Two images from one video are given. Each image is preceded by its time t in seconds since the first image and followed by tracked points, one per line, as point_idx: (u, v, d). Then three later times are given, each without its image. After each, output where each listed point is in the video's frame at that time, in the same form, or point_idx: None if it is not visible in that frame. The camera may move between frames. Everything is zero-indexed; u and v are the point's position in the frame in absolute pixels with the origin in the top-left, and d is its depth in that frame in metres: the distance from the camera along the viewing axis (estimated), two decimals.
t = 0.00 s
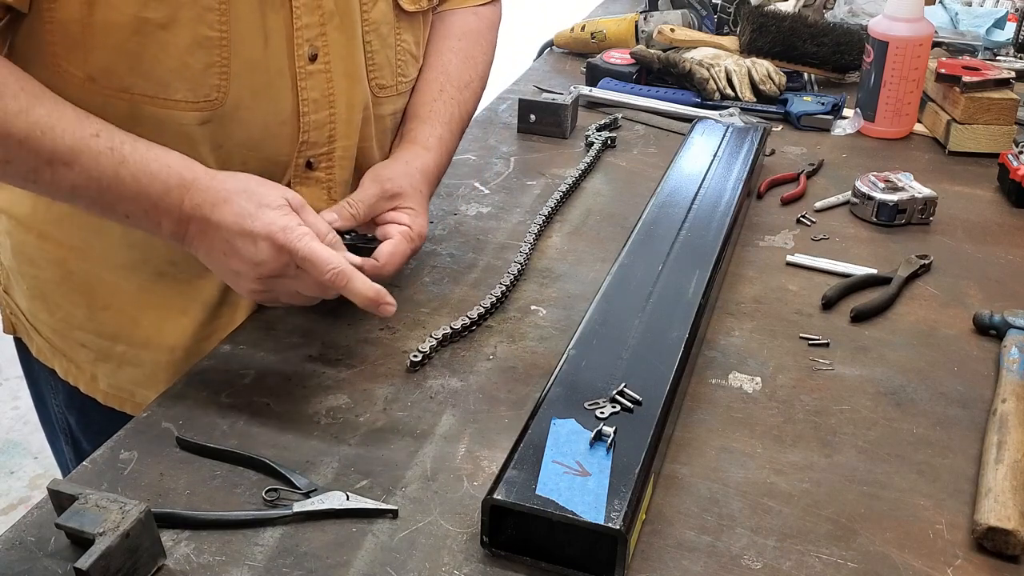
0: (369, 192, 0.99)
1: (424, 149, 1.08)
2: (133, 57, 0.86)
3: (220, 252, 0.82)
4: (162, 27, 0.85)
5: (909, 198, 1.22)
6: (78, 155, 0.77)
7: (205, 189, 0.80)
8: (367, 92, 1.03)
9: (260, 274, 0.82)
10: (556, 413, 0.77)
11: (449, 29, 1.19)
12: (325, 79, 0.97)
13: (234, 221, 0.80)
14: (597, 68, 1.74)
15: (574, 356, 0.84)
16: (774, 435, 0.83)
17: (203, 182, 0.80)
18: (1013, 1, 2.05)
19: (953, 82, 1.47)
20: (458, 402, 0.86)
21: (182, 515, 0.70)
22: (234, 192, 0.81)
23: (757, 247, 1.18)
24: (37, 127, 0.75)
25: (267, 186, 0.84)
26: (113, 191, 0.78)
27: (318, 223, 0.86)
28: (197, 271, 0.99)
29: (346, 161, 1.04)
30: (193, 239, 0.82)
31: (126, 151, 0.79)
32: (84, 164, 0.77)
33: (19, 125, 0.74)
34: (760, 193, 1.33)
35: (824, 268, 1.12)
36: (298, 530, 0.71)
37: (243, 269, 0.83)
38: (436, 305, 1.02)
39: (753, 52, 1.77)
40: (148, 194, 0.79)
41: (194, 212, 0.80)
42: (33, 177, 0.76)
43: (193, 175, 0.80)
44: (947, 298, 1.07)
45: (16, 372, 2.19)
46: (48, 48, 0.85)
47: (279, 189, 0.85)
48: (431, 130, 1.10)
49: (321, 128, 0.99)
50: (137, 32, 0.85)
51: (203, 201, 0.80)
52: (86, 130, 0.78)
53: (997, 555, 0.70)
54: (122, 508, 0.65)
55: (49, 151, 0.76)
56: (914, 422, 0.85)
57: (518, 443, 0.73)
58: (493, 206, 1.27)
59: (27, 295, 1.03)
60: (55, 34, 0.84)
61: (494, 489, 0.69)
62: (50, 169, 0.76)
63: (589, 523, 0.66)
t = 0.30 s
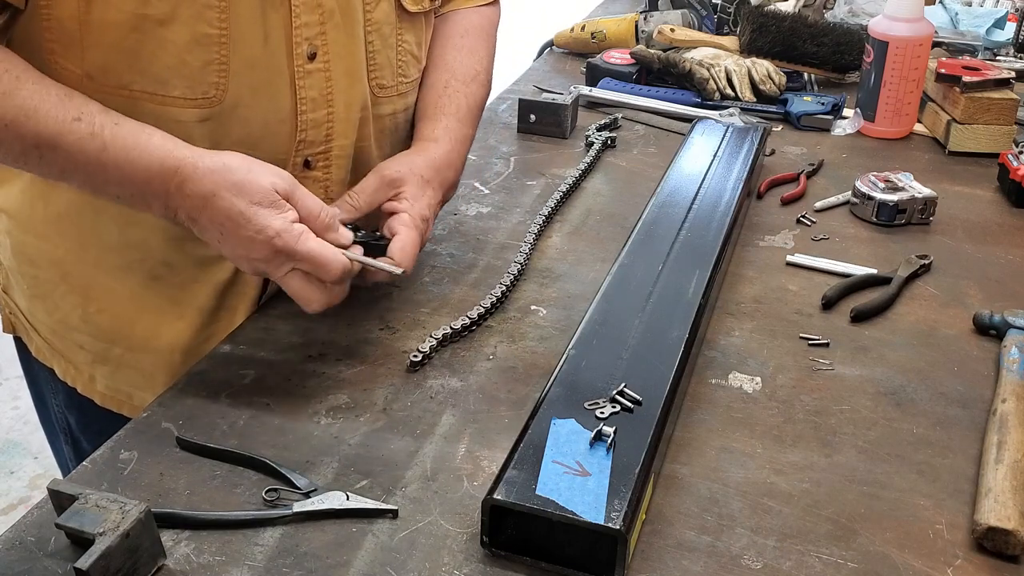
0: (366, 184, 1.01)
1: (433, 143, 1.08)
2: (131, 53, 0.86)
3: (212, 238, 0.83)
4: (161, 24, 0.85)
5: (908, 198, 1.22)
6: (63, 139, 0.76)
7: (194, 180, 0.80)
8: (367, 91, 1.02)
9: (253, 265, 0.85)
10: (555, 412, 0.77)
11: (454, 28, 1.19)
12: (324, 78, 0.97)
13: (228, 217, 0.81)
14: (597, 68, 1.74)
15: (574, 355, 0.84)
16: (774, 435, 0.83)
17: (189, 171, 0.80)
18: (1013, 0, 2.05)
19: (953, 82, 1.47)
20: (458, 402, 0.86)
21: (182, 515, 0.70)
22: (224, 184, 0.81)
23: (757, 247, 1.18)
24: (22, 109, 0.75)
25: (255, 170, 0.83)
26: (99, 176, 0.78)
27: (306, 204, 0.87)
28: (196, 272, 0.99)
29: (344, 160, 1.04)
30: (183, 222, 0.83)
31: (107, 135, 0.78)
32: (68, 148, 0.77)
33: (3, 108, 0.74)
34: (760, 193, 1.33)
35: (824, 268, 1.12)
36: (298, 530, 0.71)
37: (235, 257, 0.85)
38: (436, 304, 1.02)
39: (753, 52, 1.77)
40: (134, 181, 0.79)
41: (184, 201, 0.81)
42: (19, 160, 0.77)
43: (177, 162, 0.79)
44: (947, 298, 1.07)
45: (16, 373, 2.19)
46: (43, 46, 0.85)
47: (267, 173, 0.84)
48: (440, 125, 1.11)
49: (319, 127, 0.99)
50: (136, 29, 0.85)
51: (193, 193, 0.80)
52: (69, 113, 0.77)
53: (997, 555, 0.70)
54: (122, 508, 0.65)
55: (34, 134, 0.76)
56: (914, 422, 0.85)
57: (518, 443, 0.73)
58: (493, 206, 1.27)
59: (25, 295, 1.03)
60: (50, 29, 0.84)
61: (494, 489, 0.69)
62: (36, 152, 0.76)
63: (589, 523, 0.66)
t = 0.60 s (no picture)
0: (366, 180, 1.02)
1: (439, 138, 1.08)
2: (133, 52, 0.86)
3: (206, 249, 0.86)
4: (163, 23, 0.85)
5: (909, 198, 1.22)
6: (49, 154, 0.75)
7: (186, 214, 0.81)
8: (367, 91, 1.02)
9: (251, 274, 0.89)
10: (555, 412, 0.77)
11: (455, 27, 1.18)
12: (324, 78, 0.97)
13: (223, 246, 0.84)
14: (597, 68, 1.74)
15: (574, 355, 0.84)
16: (774, 435, 0.83)
17: (180, 204, 0.80)
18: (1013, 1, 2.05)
19: (953, 82, 1.47)
20: (459, 402, 0.86)
21: (182, 515, 0.70)
22: (216, 218, 0.82)
23: (757, 247, 1.18)
24: (12, 121, 0.74)
25: (246, 201, 0.82)
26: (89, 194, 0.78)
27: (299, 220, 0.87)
28: (197, 271, 0.99)
29: (344, 159, 1.04)
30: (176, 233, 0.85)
31: (95, 158, 0.76)
32: (54, 166, 0.76)
33: None
34: (760, 193, 1.33)
35: (824, 268, 1.12)
36: (298, 530, 0.71)
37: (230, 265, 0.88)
38: (436, 304, 1.02)
39: (753, 52, 1.77)
40: (124, 205, 0.79)
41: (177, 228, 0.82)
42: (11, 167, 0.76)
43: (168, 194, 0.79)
44: (947, 298, 1.07)
45: (16, 372, 2.19)
46: (44, 44, 0.85)
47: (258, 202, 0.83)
48: (448, 120, 1.11)
49: (320, 126, 0.99)
50: (138, 28, 0.85)
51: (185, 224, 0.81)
52: (57, 129, 0.75)
53: (997, 555, 0.70)
54: (122, 508, 0.65)
55: (22, 150, 0.74)
56: (914, 422, 0.85)
57: (517, 443, 0.73)
58: (493, 206, 1.27)
59: (27, 295, 1.03)
60: (52, 28, 0.84)
61: (494, 489, 0.69)
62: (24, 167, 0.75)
63: (589, 523, 0.66)
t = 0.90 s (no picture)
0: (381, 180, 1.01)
1: (449, 141, 1.08)
2: (136, 51, 0.86)
3: (217, 234, 0.84)
4: (166, 22, 0.86)
5: (909, 198, 1.22)
6: (61, 136, 0.75)
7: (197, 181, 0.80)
8: (369, 90, 1.02)
9: (261, 259, 0.86)
10: (556, 413, 0.77)
11: (455, 29, 1.18)
12: (326, 76, 0.97)
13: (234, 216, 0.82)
14: (597, 68, 1.74)
15: (574, 355, 0.84)
16: (774, 435, 0.83)
17: (192, 172, 0.80)
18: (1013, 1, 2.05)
19: (953, 82, 1.47)
20: (458, 402, 0.86)
21: (182, 515, 0.70)
22: (227, 182, 0.81)
23: (757, 247, 1.18)
24: (20, 108, 0.74)
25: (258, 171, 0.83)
26: (100, 172, 0.78)
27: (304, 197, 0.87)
28: (196, 271, 0.99)
29: (345, 159, 1.03)
30: (184, 218, 0.83)
31: (110, 133, 0.77)
32: (68, 146, 0.76)
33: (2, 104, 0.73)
34: (760, 193, 1.33)
35: (824, 268, 1.12)
36: (298, 530, 0.71)
37: (241, 251, 0.85)
38: (436, 304, 1.02)
39: (753, 52, 1.77)
40: (137, 180, 0.78)
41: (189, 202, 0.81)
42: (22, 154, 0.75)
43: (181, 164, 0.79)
44: (947, 298, 1.07)
45: (15, 373, 2.19)
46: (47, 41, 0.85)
47: (268, 174, 0.84)
48: (456, 124, 1.11)
49: (321, 124, 0.99)
50: (141, 27, 0.85)
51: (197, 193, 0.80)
52: (67, 110, 0.76)
53: (997, 555, 0.70)
54: (122, 508, 0.65)
55: (33, 132, 0.74)
56: (914, 422, 0.85)
57: (518, 443, 0.73)
58: (493, 206, 1.27)
59: (26, 295, 1.03)
60: (56, 26, 0.84)
61: (494, 489, 0.69)
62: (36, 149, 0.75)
63: (589, 523, 0.66)
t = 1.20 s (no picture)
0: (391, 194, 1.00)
1: (450, 158, 1.09)
2: (135, 51, 0.86)
3: (190, 202, 0.82)
4: (166, 22, 0.86)
5: (909, 198, 1.22)
6: (45, 109, 0.78)
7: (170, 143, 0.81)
8: (370, 89, 1.02)
9: (231, 225, 0.83)
10: (555, 412, 0.77)
11: (455, 34, 1.19)
12: (327, 75, 0.96)
13: (204, 173, 0.81)
14: (597, 68, 1.74)
15: (574, 355, 0.84)
16: (774, 435, 0.83)
17: (167, 137, 0.81)
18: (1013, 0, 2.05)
19: (953, 82, 1.47)
20: (458, 402, 0.86)
21: (182, 515, 0.70)
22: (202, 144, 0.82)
23: (757, 247, 1.18)
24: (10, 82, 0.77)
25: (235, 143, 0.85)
26: (84, 142, 0.79)
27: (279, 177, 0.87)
28: (199, 270, 0.99)
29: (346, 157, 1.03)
30: (159, 189, 0.82)
31: (94, 104, 0.80)
32: (52, 117, 0.78)
33: None
34: (760, 193, 1.33)
35: (824, 268, 1.12)
36: (298, 530, 0.71)
37: (213, 220, 0.83)
38: (436, 305, 1.02)
39: (753, 52, 1.77)
40: (114, 147, 0.80)
41: (163, 167, 0.81)
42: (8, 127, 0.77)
43: (156, 129, 0.81)
44: (947, 298, 1.07)
45: (15, 372, 2.19)
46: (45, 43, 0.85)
47: (243, 148, 0.86)
48: (456, 140, 1.12)
49: (323, 123, 0.99)
50: (140, 27, 0.85)
51: (170, 155, 0.81)
52: (53, 83, 0.79)
53: (997, 555, 0.70)
54: (122, 508, 0.65)
55: (18, 102, 0.77)
56: (914, 422, 0.85)
57: (517, 443, 0.73)
58: (493, 206, 1.27)
59: (28, 297, 1.03)
60: (53, 28, 0.84)
61: (494, 489, 0.69)
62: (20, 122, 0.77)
63: (589, 523, 0.66)
